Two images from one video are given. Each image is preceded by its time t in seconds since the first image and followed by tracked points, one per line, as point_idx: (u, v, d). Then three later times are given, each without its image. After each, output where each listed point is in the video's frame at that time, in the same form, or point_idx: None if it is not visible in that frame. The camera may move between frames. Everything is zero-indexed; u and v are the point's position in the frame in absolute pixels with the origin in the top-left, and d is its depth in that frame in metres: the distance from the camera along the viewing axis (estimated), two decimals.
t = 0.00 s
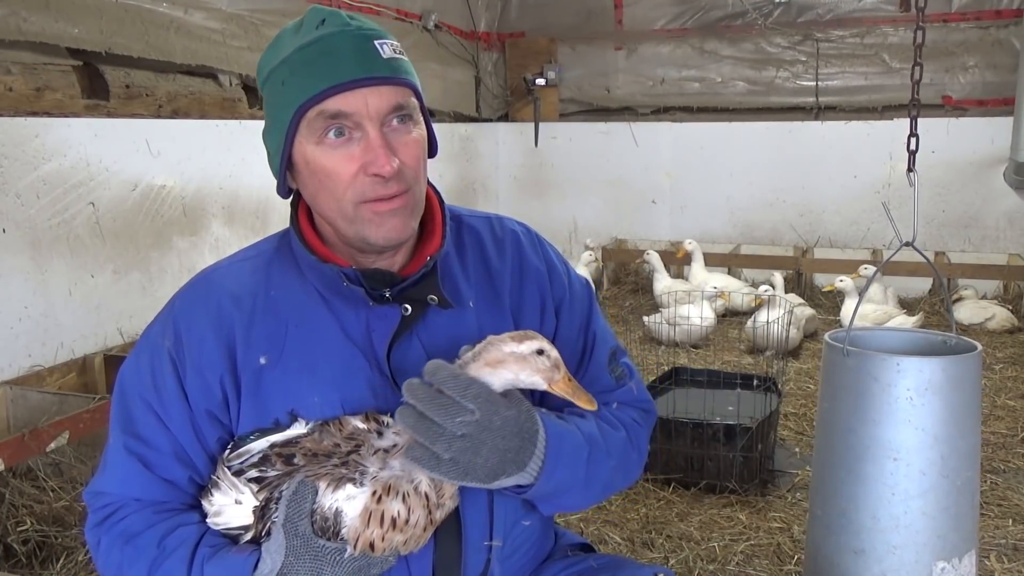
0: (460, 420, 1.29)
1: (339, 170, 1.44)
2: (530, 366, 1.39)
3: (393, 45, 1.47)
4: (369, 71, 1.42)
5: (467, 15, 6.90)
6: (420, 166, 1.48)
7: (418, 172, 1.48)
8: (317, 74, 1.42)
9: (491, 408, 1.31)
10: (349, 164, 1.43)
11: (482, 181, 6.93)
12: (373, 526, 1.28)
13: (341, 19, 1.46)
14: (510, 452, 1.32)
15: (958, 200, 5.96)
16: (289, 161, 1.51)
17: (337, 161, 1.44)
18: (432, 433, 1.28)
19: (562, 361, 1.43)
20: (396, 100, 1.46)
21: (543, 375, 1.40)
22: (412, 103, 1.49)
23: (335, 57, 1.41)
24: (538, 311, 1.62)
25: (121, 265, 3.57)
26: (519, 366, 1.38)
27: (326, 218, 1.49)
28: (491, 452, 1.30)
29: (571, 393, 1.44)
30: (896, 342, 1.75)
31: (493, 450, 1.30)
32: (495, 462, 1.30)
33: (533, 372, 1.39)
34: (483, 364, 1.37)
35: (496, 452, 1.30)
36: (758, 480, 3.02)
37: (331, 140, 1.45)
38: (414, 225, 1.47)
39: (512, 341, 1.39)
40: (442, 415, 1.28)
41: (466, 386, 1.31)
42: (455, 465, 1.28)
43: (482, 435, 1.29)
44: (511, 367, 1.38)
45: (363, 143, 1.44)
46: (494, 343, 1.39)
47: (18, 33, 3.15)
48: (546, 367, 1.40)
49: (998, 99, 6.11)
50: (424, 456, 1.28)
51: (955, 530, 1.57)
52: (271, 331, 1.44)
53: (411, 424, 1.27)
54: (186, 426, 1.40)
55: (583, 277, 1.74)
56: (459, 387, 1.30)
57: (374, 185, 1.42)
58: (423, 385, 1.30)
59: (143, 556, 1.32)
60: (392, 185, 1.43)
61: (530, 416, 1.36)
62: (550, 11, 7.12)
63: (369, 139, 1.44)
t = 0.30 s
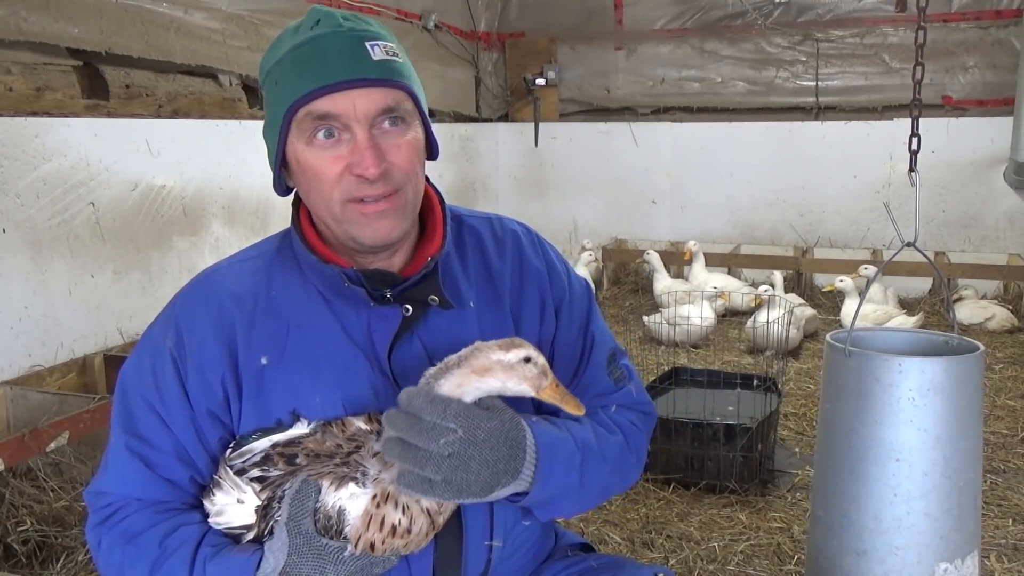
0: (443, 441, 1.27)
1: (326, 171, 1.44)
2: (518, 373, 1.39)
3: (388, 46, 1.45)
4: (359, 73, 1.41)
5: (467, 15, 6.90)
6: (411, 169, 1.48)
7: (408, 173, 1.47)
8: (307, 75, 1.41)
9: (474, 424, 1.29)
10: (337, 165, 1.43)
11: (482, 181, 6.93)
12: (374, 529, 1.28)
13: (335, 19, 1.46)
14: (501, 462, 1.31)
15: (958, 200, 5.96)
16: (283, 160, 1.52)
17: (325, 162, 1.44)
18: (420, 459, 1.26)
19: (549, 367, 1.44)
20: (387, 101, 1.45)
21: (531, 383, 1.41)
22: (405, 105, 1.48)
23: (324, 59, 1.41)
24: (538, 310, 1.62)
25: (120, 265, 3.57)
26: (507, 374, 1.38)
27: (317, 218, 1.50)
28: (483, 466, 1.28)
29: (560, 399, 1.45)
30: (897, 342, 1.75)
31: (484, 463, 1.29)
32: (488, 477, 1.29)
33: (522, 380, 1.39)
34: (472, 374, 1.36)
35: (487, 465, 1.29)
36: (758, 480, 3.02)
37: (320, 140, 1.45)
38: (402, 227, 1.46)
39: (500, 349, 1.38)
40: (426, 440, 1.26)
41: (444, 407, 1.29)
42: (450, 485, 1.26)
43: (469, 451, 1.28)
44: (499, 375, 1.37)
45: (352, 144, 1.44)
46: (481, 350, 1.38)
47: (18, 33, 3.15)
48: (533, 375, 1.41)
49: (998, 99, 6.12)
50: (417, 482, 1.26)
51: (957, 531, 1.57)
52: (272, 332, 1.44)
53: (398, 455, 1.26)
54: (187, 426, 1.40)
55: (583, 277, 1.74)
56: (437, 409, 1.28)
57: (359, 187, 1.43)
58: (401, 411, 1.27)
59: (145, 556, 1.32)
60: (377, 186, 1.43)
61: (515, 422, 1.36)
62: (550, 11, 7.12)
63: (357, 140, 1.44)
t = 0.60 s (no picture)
0: (446, 468, 1.29)
1: (320, 172, 1.44)
2: (524, 392, 1.39)
3: (383, 47, 1.45)
4: (352, 74, 1.41)
5: (467, 15, 6.90)
6: (405, 170, 1.47)
7: (403, 175, 1.47)
8: (301, 78, 1.41)
9: (472, 445, 1.31)
10: (330, 167, 1.43)
11: (482, 181, 6.93)
12: (367, 532, 1.30)
13: (330, 21, 1.45)
14: (506, 476, 1.32)
15: (959, 200, 5.96)
16: (279, 162, 1.52)
17: (319, 165, 1.44)
18: (426, 488, 1.28)
19: (553, 385, 1.45)
20: (382, 102, 1.45)
21: (536, 401, 1.41)
22: (401, 106, 1.48)
23: (318, 61, 1.40)
24: (538, 311, 1.62)
25: (121, 265, 3.57)
26: (513, 392, 1.38)
27: (313, 219, 1.51)
28: (489, 483, 1.30)
29: (562, 417, 1.46)
30: (898, 342, 1.74)
31: (490, 480, 1.30)
32: (497, 491, 1.31)
33: (527, 398, 1.39)
34: (477, 392, 1.36)
35: (493, 481, 1.31)
36: (758, 480, 3.02)
37: (314, 142, 1.45)
38: (397, 229, 1.46)
39: (506, 367, 1.39)
40: (427, 469, 1.29)
41: (441, 436, 1.31)
42: (461, 506, 1.29)
43: (474, 472, 1.30)
44: (505, 393, 1.37)
45: (345, 145, 1.44)
46: (487, 368, 1.38)
47: (18, 33, 3.15)
48: (539, 394, 1.41)
49: (998, 99, 6.12)
50: (429, 512, 1.29)
51: (958, 531, 1.57)
52: (271, 333, 1.44)
53: (403, 490, 1.28)
54: (187, 428, 1.40)
55: (583, 278, 1.74)
56: (433, 438, 1.31)
57: (353, 188, 1.43)
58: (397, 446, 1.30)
59: (145, 557, 1.32)
60: (371, 188, 1.43)
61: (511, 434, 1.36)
62: (550, 11, 7.12)
63: (350, 142, 1.44)
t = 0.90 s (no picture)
0: (436, 496, 1.29)
1: (316, 171, 1.44)
2: (532, 399, 1.39)
3: (381, 47, 1.45)
4: (349, 73, 1.41)
5: (467, 15, 6.90)
6: (402, 170, 1.47)
7: (400, 175, 1.47)
8: (299, 76, 1.41)
9: (458, 468, 1.30)
10: (327, 167, 1.43)
11: (482, 181, 6.93)
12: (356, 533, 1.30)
13: (329, 20, 1.46)
14: (497, 496, 1.33)
15: (958, 200, 5.96)
16: (277, 159, 1.52)
17: (316, 163, 1.44)
18: (422, 520, 1.28)
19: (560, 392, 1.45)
20: (379, 102, 1.45)
21: (543, 407, 1.42)
22: (398, 105, 1.48)
23: (315, 59, 1.41)
24: (537, 311, 1.62)
25: (121, 265, 3.57)
26: (523, 399, 1.38)
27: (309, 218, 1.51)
28: (481, 505, 1.30)
29: (568, 423, 1.47)
30: (898, 342, 1.74)
31: (481, 502, 1.30)
32: (489, 514, 1.31)
33: (535, 405, 1.40)
34: (489, 395, 1.36)
35: (484, 503, 1.31)
36: (758, 480, 3.02)
37: (312, 140, 1.45)
38: (393, 230, 1.47)
39: (517, 372, 1.39)
40: (419, 501, 1.28)
41: (429, 463, 1.29)
42: (457, 534, 1.29)
43: (464, 497, 1.29)
44: (514, 399, 1.37)
45: (342, 144, 1.44)
46: (499, 371, 1.38)
47: (18, 33, 3.15)
48: (546, 400, 1.42)
49: (998, 99, 6.12)
50: (428, 546, 1.28)
51: (958, 530, 1.57)
52: (269, 333, 1.44)
53: (401, 530, 1.27)
54: (186, 429, 1.40)
55: (582, 277, 1.74)
56: (420, 467, 1.29)
57: (349, 188, 1.43)
58: (387, 479, 1.28)
59: (144, 557, 1.32)
60: (368, 188, 1.43)
61: (500, 453, 1.36)
62: (550, 11, 7.12)
63: (347, 141, 1.44)
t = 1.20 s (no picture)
0: (438, 521, 1.29)
1: (314, 169, 1.44)
2: (546, 433, 1.41)
3: (385, 48, 1.45)
4: (351, 73, 1.41)
5: (467, 15, 6.90)
6: (401, 172, 1.47)
7: (398, 177, 1.47)
8: (301, 73, 1.41)
9: (457, 489, 1.30)
10: (326, 165, 1.44)
11: (482, 181, 6.93)
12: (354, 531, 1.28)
13: (334, 19, 1.46)
14: (498, 506, 1.32)
15: (958, 200, 5.97)
16: (277, 156, 1.52)
17: (315, 162, 1.44)
18: (430, 548, 1.28)
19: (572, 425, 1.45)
20: (380, 103, 1.44)
21: (555, 442, 1.42)
22: (400, 107, 1.47)
23: (318, 57, 1.41)
24: (539, 311, 1.62)
25: (121, 265, 3.58)
26: (537, 433, 1.40)
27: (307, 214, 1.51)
28: (482, 520, 1.31)
29: (578, 457, 1.44)
30: (897, 341, 1.74)
31: (483, 519, 1.31)
32: (494, 526, 1.32)
33: (548, 439, 1.41)
34: (507, 422, 1.39)
35: (487, 517, 1.31)
36: (758, 480, 3.02)
37: (311, 139, 1.45)
38: (389, 231, 1.47)
39: (534, 407, 1.40)
40: (424, 528, 1.28)
41: (424, 488, 1.29)
42: (463, 553, 1.30)
43: (465, 515, 1.30)
44: (529, 431, 1.40)
45: (341, 144, 1.44)
46: (519, 402, 1.40)
47: (18, 33, 3.15)
48: (558, 435, 1.42)
49: (998, 99, 6.12)
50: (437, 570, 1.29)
51: (955, 528, 1.57)
52: (270, 333, 1.44)
53: (410, 564, 1.27)
54: (186, 429, 1.40)
55: (583, 278, 1.75)
56: (421, 493, 1.29)
57: (346, 188, 1.43)
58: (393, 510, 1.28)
59: (143, 557, 1.32)
60: (365, 189, 1.43)
61: (497, 461, 1.36)
62: (550, 11, 7.12)
63: (347, 141, 1.44)
